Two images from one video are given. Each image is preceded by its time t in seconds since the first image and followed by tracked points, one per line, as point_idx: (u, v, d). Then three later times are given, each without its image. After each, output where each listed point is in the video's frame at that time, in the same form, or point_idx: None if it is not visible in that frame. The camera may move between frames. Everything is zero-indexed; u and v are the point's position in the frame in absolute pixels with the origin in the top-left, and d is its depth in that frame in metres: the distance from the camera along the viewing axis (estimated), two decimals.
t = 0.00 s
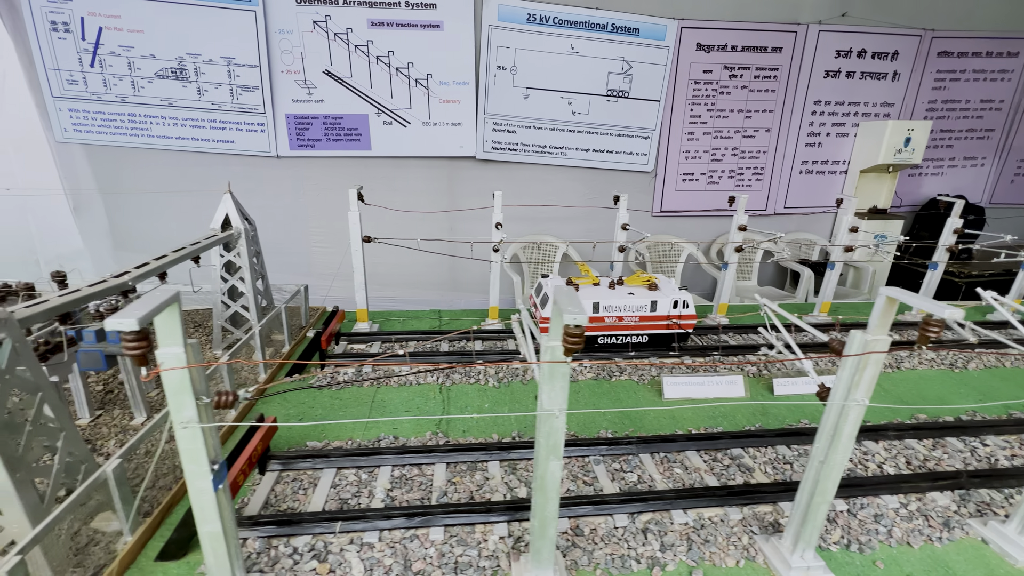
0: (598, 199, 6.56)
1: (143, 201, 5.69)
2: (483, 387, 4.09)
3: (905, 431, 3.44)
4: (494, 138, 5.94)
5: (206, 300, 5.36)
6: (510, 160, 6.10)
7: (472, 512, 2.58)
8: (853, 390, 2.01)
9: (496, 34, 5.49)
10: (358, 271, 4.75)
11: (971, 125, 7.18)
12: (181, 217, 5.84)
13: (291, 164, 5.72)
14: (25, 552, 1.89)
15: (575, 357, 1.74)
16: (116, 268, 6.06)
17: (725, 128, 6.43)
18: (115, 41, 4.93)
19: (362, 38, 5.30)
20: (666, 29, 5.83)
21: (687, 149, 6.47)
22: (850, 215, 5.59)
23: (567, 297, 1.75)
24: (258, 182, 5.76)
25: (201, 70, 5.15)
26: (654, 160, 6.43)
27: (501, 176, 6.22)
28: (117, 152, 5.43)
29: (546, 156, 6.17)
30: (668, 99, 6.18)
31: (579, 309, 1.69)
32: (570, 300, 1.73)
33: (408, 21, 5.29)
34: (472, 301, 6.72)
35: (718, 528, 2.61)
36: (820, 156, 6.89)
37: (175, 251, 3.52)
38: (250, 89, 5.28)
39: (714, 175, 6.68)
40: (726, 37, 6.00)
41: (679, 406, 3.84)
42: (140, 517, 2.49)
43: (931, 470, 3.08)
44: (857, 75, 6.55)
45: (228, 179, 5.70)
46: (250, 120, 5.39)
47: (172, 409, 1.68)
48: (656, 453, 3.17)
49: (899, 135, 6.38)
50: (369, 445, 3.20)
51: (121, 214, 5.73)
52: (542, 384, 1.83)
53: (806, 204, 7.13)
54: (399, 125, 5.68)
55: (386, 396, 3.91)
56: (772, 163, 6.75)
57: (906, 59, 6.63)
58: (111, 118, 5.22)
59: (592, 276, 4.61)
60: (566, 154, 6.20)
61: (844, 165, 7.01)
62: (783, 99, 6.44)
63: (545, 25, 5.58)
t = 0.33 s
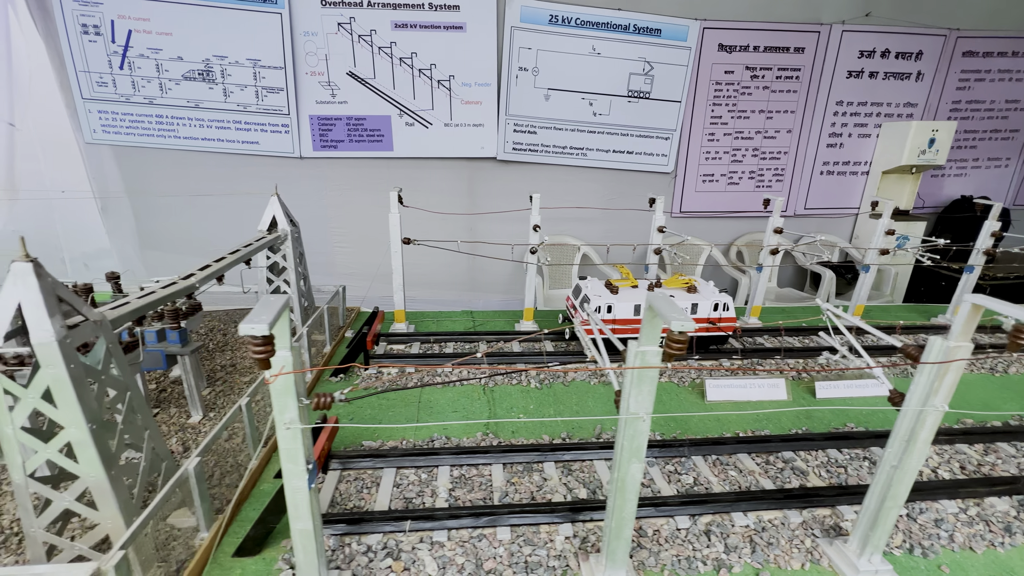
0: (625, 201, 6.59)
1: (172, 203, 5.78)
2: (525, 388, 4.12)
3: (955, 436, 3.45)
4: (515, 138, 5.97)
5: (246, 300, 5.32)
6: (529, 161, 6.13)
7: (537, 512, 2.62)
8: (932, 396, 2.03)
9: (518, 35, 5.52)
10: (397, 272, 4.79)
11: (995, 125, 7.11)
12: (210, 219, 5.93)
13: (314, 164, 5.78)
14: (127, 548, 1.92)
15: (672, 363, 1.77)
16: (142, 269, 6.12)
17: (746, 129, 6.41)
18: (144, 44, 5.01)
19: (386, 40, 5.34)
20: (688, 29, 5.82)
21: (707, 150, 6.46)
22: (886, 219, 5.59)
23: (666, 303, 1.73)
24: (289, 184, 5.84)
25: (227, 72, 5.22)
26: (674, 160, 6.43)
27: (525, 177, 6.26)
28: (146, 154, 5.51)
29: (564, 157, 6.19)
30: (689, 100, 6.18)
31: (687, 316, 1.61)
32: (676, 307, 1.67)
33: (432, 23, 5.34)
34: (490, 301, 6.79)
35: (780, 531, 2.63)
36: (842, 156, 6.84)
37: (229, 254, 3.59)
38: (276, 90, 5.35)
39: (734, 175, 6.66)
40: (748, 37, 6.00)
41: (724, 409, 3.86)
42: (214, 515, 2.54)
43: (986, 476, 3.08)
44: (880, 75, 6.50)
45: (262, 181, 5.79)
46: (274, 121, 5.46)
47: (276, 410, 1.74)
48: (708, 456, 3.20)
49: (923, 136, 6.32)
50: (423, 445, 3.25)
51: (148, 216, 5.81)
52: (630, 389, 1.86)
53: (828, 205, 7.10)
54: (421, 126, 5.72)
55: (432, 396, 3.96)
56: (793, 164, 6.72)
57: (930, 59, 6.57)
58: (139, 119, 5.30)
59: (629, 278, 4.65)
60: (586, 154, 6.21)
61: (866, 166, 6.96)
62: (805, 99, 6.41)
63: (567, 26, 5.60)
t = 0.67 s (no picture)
0: (646, 200, 6.59)
1: (196, 203, 5.86)
2: (557, 388, 4.13)
3: (994, 438, 3.43)
4: (531, 138, 5.98)
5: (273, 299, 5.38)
6: (543, 161, 6.14)
7: (581, 510, 2.64)
8: (992, 397, 2.04)
9: (535, 35, 5.53)
10: (425, 272, 4.81)
11: (1017, 124, 7.02)
12: (234, 218, 6.00)
13: (331, 164, 5.83)
14: (195, 542, 1.96)
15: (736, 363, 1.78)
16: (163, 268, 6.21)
17: (763, 129, 6.38)
18: (166, 45, 5.06)
19: (403, 40, 5.37)
20: (705, 29, 5.80)
21: (723, 149, 6.44)
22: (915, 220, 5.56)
23: (732, 301, 1.72)
24: (311, 184, 5.89)
25: (247, 73, 5.27)
26: (690, 160, 6.41)
27: (543, 176, 6.28)
28: (170, 154, 5.58)
29: (579, 157, 6.19)
30: (706, 99, 6.16)
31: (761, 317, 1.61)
32: (744, 307, 1.65)
33: (450, 23, 5.36)
34: (503, 301, 6.80)
35: (825, 531, 2.63)
36: (860, 156, 6.78)
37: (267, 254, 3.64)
38: (295, 91, 5.39)
39: (751, 175, 6.62)
40: (766, 37, 5.96)
41: (757, 409, 3.86)
42: (264, 510, 2.58)
43: None
44: (899, 74, 6.44)
45: (287, 181, 5.85)
46: (293, 122, 5.51)
47: (345, 407, 1.77)
48: (746, 456, 3.20)
49: (943, 135, 6.25)
50: (462, 444, 3.28)
51: (170, 216, 5.89)
52: (691, 388, 1.88)
53: (846, 205, 7.05)
54: (438, 126, 5.75)
55: (465, 395, 3.98)
56: (809, 163, 6.67)
57: (951, 58, 6.50)
58: (160, 120, 5.36)
59: (658, 278, 4.65)
60: (601, 154, 6.20)
61: (884, 166, 6.90)
62: (823, 99, 6.37)
63: (584, 26, 5.60)
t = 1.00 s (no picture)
0: (658, 201, 6.61)
1: (212, 204, 5.92)
2: (574, 388, 4.16)
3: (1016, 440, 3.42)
4: (541, 139, 6.01)
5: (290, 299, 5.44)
6: (552, 161, 6.16)
7: (608, 509, 2.67)
8: None
9: (545, 36, 5.56)
10: (442, 272, 4.84)
11: None
12: (250, 219, 6.06)
13: (343, 166, 5.88)
14: (236, 537, 2.00)
15: (771, 363, 1.80)
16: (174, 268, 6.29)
17: (773, 129, 6.38)
18: (180, 47, 5.12)
19: (414, 42, 5.41)
20: (715, 30, 5.81)
21: (733, 150, 6.44)
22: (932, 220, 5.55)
23: (769, 301, 1.74)
24: (325, 184, 5.94)
25: (259, 75, 5.32)
26: (699, 161, 6.42)
27: (555, 177, 6.30)
28: (186, 156, 5.64)
29: (589, 158, 6.21)
30: (716, 100, 6.16)
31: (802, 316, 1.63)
32: (782, 307, 1.69)
33: (460, 25, 5.40)
34: (512, 302, 6.83)
35: (850, 531, 2.64)
36: (870, 157, 6.76)
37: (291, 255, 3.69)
38: (306, 92, 5.44)
39: (760, 176, 6.62)
40: (776, 37, 5.97)
41: (775, 409, 3.87)
42: (295, 507, 2.62)
43: None
44: (910, 74, 6.43)
45: (302, 183, 5.91)
46: (305, 123, 5.57)
47: (385, 405, 1.81)
48: (768, 457, 3.21)
49: (955, 135, 6.23)
50: (484, 442, 3.31)
51: (185, 216, 5.96)
52: (725, 387, 1.91)
53: (857, 207, 7.04)
54: (448, 127, 5.79)
55: (484, 395, 4.02)
56: (819, 164, 6.66)
57: (962, 58, 6.48)
58: (174, 122, 5.42)
59: (675, 279, 4.66)
60: (611, 155, 6.23)
61: (895, 167, 6.87)
62: (834, 99, 6.36)
63: (594, 27, 5.62)
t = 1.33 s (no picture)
0: (669, 200, 6.64)
1: (228, 202, 6.00)
2: (591, 384, 4.20)
3: None
4: (549, 138, 6.05)
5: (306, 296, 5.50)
6: (561, 160, 6.19)
7: (632, 501, 2.71)
8: None
9: (554, 36, 5.60)
10: (458, 270, 4.88)
11: None
12: (265, 217, 6.13)
13: (353, 164, 5.93)
14: (275, 524, 2.05)
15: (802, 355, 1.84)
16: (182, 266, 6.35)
17: (781, 129, 6.40)
18: (192, 47, 5.18)
19: (424, 42, 5.45)
20: (724, 29, 5.83)
21: (741, 149, 6.46)
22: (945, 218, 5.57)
23: (800, 294, 1.79)
24: (338, 183, 6.00)
25: (270, 75, 5.37)
26: (707, 160, 6.44)
27: (566, 176, 6.34)
28: (202, 155, 5.71)
29: (598, 157, 6.24)
30: (724, 99, 6.19)
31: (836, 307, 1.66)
32: (816, 298, 1.73)
33: (469, 24, 5.44)
34: (520, 301, 6.88)
35: (871, 524, 2.67)
36: (878, 156, 6.77)
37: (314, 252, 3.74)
38: (317, 92, 5.49)
39: (768, 175, 6.64)
40: (785, 37, 5.98)
41: (791, 405, 3.90)
42: (324, 498, 2.66)
43: None
44: (919, 74, 6.43)
45: (315, 181, 5.97)
46: (315, 122, 5.62)
47: (424, 395, 1.86)
48: (787, 451, 3.24)
49: (964, 135, 6.23)
50: (505, 436, 3.35)
51: (199, 214, 6.03)
52: (755, 379, 1.95)
53: (865, 206, 7.05)
54: (457, 126, 5.83)
55: (501, 390, 4.06)
56: (827, 163, 6.67)
57: (971, 57, 6.48)
58: (185, 121, 5.48)
59: (690, 276, 4.67)
60: (619, 154, 6.26)
61: (903, 166, 6.87)
62: (842, 98, 6.37)
63: (603, 27, 5.65)
